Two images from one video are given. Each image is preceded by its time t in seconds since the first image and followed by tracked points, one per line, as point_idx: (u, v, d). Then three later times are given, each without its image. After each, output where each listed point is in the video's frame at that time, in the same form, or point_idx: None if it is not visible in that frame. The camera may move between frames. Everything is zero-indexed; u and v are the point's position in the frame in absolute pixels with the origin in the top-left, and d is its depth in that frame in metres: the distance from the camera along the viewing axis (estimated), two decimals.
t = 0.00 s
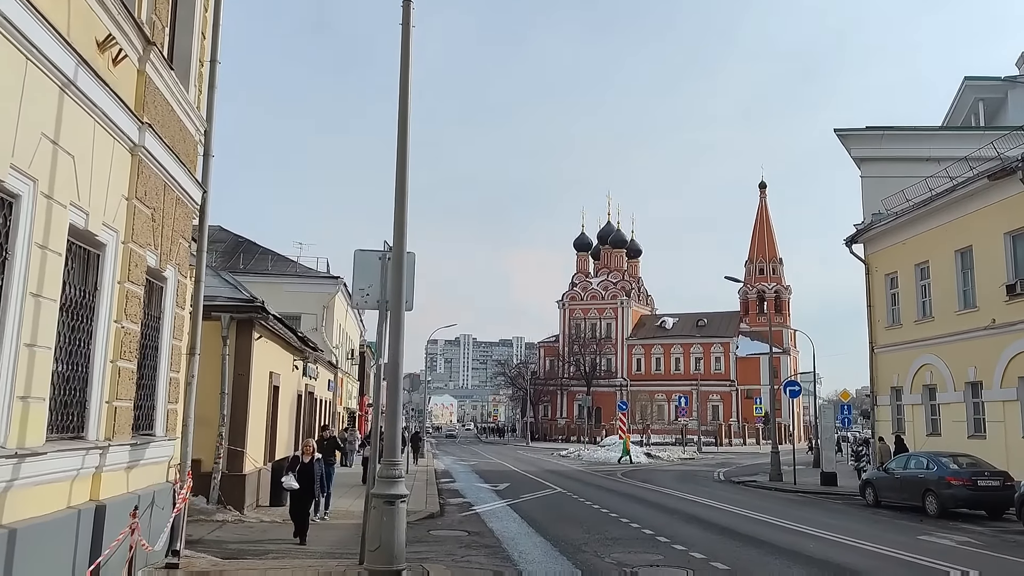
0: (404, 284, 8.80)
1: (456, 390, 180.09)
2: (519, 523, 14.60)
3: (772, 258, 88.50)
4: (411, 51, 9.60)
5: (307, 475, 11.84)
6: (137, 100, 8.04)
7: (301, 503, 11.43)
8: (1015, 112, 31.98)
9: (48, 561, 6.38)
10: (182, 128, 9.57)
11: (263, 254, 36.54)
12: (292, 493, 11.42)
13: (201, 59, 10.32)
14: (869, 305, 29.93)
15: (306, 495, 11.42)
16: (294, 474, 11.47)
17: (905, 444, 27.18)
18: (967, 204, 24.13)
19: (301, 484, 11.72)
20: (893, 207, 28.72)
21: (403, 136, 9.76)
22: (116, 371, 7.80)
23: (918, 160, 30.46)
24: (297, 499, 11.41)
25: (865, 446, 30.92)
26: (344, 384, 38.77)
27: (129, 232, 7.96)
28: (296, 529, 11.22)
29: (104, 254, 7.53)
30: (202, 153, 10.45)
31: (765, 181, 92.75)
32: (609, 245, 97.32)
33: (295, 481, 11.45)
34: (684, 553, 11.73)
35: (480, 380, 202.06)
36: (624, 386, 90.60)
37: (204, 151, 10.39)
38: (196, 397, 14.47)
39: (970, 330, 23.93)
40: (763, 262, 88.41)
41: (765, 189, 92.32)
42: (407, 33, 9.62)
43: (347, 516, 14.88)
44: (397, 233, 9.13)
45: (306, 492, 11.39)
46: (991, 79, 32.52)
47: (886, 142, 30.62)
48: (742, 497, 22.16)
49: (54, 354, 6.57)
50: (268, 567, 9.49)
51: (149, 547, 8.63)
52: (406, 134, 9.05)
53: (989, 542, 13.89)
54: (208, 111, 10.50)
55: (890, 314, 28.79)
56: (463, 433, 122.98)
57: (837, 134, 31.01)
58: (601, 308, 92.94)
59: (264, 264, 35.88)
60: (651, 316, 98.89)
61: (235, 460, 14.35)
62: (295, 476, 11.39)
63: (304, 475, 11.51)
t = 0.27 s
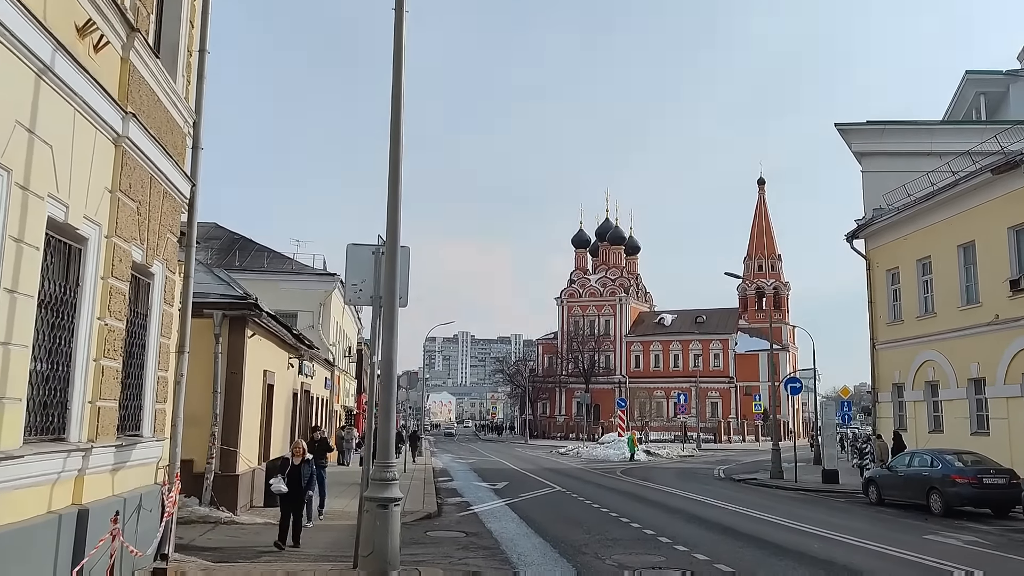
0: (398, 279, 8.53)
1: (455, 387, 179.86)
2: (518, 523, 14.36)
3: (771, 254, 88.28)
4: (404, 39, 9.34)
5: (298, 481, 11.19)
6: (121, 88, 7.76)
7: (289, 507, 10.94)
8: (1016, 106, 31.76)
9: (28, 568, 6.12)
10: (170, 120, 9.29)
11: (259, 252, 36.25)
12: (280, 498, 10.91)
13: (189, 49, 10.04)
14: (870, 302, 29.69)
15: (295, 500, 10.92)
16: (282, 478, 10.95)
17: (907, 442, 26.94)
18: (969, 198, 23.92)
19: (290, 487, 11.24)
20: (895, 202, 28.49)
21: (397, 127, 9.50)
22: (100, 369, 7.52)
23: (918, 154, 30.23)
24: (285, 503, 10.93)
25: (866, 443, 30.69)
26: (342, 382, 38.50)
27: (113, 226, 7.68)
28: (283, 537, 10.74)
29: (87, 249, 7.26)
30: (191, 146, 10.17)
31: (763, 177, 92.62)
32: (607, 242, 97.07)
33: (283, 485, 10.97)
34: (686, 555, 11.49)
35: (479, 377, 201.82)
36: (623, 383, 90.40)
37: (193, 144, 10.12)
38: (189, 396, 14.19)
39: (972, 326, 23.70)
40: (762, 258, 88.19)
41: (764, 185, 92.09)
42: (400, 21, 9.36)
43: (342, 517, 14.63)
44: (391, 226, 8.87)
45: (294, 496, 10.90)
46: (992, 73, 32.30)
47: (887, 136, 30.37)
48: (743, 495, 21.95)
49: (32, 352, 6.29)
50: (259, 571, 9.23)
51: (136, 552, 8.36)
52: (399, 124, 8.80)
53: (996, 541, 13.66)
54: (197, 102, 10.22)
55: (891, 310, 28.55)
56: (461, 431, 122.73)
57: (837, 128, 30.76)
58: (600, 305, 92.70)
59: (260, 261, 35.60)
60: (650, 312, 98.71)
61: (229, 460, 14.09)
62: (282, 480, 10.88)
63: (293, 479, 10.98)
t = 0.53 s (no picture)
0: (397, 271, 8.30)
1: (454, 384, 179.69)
2: (519, 521, 14.14)
3: (771, 251, 88.04)
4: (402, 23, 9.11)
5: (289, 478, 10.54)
6: (110, 73, 7.52)
7: (281, 508, 10.44)
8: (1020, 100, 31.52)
9: (13, 569, 5.86)
10: (163, 108, 9.05)
11: (256, 247, 35.94)
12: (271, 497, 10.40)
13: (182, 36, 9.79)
14: (873, 297, 29.46)
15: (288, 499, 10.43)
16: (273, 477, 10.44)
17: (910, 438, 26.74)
18: (974, 192, 23.71)
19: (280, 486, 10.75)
20: (898, 197, 28.26)
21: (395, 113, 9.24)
22: (90, 363, 7.28)
23: (922, 148, 29.98)
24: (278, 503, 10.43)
25: (868, 439, 30.47)
26: (340, 378, 38.27)
27: (103, 216, 7.44)
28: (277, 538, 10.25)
29: (76, 239, 7.03)
30: (185, 135, 9.93)
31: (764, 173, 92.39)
32: (607, 238, 96.81)
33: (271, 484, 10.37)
34: (692, 554, 11.26)
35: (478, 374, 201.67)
36: (623, 379, 90.21)
37: (187, 133, 9.87)
38: (184, 391, 13.97)
39: (977, 321, 23.48)
40: (762, 255, 87.96)
41: (764, 181, 91.83)
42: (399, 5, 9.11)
43: (339, 514, 14.42)
44: (389, 216, 8.64)
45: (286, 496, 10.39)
46: (996, 67, 32.06)
47: (890, 130, 30.10)
48: (745, 492, 21.74)
49: (16, 346, 6.05)
50: (254, 571, 8.98)
51: (128, 552, 8.11)
52: (398, 112, 8.58)
53: (1005, 540, 13.44)
54: (190, 90, 9.95)
55: (894, 306, 28.32)
56: (460, 427, 122.59)
57: (840, 122, 30.49)
58: (599, 302, 92.48)
59: (258, 256, 35.29)
60: (649, 309, 98.49)
61: (225, 457, 13.85)
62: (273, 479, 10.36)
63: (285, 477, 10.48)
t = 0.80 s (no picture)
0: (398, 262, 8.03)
1: (453, 381, 179.50)
2: (522, 519, 13.90)
3: (771, 248, 87.74)
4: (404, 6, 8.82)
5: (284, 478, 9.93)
6: (100, 55, 7.23)
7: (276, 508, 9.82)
8: None
9: None
10: (156, 94, 8.77)
11: (255, 243, 35.64)
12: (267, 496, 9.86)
13: (178, 20, 9.52)
14: (877, 293, 29.22)
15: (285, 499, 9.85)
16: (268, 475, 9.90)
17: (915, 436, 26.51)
18: (980, 187, 23.49)
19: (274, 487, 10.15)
20: (902, 192, 28.01)
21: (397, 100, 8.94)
22: (81, 356, 7.00)
23: (927, 143, 29.71)
24: (272, 504, 9.85)
25: (871, 437, 30.24)
26: (339, 375, 38.03)
27: (93, 203, 7.15)
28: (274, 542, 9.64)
29: (65, 226, 6.75)
30: (179, 123, 9.64)
31: (764, 170, 92.06)
32: (606, 235, 96.54)
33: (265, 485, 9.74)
34: (698, 553, 11.02)
35: (477, 371, 201.38)
36: (623, 376, 90.02)
37: (182, 121, 9.60)
38: (181, 387, 13.69)
39: (983, 318, 23.24)
40: (762, 252, 87.68)
41: (764, 178, 91.50)
42: None
43: (338, 513, 14.16)
44: (391, 205, 8.37)
45: (283, 496, 9.84)
46: (1001, 62, 31.80)
47: (894, 125, 29.83)
48: (749, 490, 21.49)
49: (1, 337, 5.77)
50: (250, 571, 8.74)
51: (119, 552, 7.84)
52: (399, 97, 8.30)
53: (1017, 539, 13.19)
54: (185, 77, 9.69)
55: (899, 302, 28.06)
56: (459, 424, 122.37)
57: (844, 117, 30.21)
58: (599, 299, 92.26)
59: (256, 252, 35.01)
60: (649, 306, 98.22)
61: (222, 454, 13.60)
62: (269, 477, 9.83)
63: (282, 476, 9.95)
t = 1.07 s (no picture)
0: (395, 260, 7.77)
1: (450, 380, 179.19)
2: (521, 522, 13.66)
3: (768, 246, 87.52)
4: None
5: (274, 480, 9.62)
6: (84, 45, 6.95)
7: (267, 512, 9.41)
8: None
9: None
10: (145, 87, 8.51)
11: (250, 242, 35.33)
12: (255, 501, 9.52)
13: (168, 12, 9.25)
14: (877, 292, 29.01)
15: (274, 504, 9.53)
16: (258, 479, 9.58)
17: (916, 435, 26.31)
18: (982, 184, 23.31)
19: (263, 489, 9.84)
20: (903, 190, 27.82)
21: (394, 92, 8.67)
22: (66, 359, 6.74)
23: (927, 141, 29.51)
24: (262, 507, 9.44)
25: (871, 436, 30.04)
26: (336, 374, 37.73)
27: (78, 198, 6.88)
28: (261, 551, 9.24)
29: (48, 224, 6.49)
30: (169, 117, 9.39)
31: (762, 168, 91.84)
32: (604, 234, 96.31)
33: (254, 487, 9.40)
34: (702, 557, 10.79)
35: (474, 370, 201.06)
36: (620, 375, 89.84)
37: (173, 115, 9.33)
38: (172, 389, 13.41)
39: (985, 316, 23.04)
40: (759, 250, 87.46)
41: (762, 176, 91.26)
42: None
43: (334, 516, 13.90)
44: (387, 201, 8.10)
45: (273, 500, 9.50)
46: (1001, 58, 31.59)
47: (894, 122, 29.63)
48: (750, 491, 21.27)
49: None
50: None
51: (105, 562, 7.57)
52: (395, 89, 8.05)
53: None
54: (176, 71, 9.42)
55: (900, 301, 27.85)
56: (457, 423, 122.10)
57: (844, 114, 30.01)
58: (596, 298, 92.04)
59: (252, 251, 34.69)
60: (647, 305, 98.02)
61: (215, 457, 13.33)
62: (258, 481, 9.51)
63: (271, 479, 9.65)
